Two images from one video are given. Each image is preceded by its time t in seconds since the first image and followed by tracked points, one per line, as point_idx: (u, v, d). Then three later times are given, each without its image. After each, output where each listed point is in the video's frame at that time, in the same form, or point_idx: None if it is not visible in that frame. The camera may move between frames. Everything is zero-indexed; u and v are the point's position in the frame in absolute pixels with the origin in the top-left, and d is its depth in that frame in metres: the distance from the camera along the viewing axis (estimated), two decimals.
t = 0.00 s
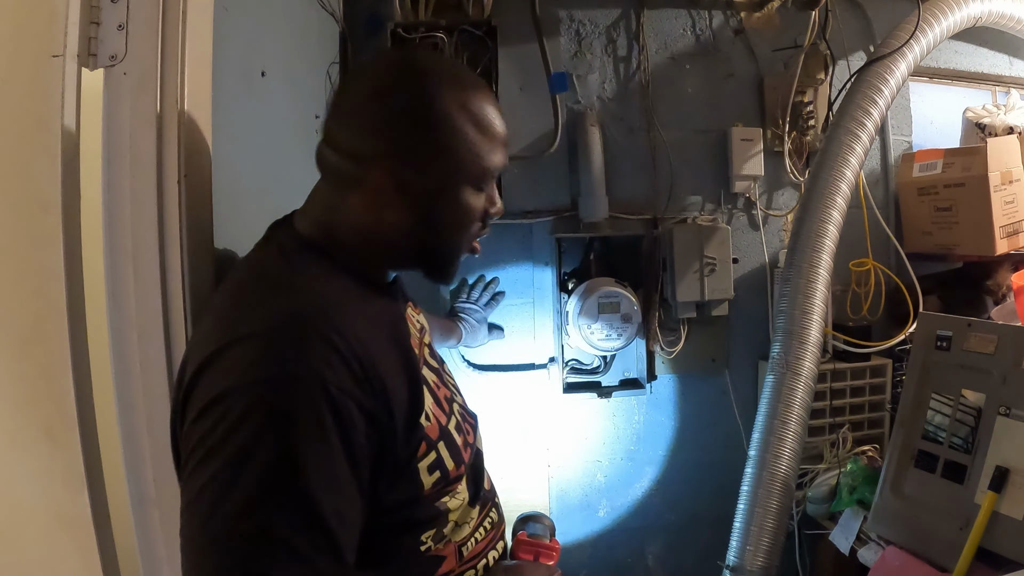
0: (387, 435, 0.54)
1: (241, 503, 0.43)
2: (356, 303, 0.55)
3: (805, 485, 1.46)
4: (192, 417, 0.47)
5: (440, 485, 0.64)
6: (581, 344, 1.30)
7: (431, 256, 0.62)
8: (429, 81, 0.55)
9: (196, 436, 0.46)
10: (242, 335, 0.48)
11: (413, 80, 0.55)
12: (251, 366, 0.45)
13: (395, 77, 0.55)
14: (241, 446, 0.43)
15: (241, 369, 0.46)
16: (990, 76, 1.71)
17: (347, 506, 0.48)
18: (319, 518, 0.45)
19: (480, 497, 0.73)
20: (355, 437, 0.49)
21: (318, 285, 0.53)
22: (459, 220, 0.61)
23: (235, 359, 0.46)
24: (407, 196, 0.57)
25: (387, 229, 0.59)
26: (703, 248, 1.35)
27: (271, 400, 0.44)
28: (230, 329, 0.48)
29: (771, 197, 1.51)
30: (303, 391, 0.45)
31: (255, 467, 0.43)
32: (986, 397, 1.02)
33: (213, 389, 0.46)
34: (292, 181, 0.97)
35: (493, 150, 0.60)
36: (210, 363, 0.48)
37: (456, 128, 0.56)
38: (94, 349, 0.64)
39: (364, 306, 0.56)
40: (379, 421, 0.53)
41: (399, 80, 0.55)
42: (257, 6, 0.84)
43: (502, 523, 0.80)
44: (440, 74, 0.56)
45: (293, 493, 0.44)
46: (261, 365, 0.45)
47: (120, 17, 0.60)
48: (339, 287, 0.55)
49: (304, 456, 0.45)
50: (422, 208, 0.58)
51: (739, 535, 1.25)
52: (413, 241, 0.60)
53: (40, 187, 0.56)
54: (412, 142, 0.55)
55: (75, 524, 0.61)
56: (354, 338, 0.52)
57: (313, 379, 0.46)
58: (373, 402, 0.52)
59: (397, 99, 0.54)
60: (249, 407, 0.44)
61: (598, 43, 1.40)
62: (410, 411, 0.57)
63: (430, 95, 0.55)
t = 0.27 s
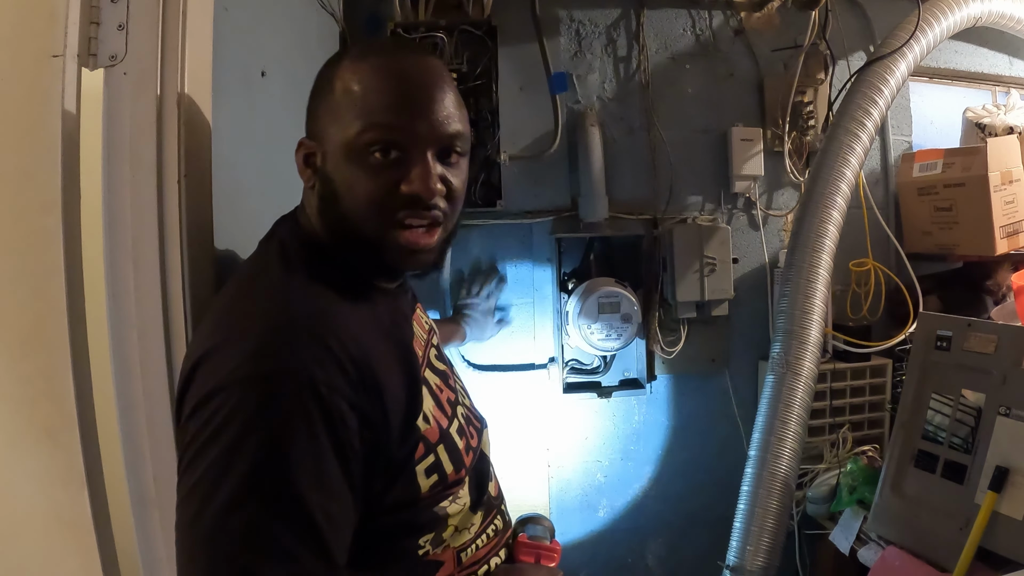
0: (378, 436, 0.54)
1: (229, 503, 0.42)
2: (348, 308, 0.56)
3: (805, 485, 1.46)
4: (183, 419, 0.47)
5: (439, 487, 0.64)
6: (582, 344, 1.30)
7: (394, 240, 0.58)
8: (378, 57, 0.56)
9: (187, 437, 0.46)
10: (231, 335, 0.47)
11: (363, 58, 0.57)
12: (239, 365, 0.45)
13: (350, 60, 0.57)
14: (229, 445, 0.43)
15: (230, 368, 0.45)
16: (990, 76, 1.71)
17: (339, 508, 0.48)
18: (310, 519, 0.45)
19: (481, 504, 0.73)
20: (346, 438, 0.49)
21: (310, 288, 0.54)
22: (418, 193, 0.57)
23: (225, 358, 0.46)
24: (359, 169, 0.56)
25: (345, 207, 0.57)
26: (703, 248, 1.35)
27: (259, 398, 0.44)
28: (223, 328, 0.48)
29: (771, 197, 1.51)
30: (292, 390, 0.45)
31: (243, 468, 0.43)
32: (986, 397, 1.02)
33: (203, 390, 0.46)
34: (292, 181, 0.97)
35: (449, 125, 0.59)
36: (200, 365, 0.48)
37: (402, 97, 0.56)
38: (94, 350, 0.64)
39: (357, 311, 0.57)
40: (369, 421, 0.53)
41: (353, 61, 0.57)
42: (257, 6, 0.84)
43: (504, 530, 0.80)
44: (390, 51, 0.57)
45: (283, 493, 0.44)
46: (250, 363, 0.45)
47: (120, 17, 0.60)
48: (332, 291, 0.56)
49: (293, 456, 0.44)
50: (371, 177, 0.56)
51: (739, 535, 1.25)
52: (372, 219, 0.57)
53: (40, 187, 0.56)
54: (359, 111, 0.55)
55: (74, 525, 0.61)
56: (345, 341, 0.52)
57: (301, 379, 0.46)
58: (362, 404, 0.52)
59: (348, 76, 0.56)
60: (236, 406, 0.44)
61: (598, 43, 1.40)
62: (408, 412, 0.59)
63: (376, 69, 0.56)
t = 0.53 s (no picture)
0: (364, 450, 0.53)
1: (207, 521, 0.42)
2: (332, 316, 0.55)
3: (805, 485, 1.46)
4: (167, 432, 0.46)
5: (429, 497, 0.63)
6: (581, 344, 1.30)
7: (395, 242, 0.58)
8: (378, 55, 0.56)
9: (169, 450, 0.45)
10: (211, 347, 0.47)
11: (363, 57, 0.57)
12: (215, 379, 0.45)
13: (350, 59, 0.57)
14: (205, 464, 0.42)
15: (206, 382, 0.45)
16: (990, 76, 1.71)
17: (325, 522, 0.47)
18: (291, 534, 0.44)
19: (475, 513, 0.73)
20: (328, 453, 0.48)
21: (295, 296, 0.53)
22: (421, 196, 0.57)
23: (203, 373, 0.46)
24: (360, 169, 0.56)
25: (343, 206, 0.57)
26: (703, 248, 1.35)
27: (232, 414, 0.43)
28: (206, 337, 0.48)
29: (771, 197, 1.51)
30: (269, 405, 0.44)
31: (219, 488, 0.42)
32: (986, 397, 1.02)
33: (183, 404, 0.45)
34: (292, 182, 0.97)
35: (452, 125, 0.59)
36: (182, 377, 0.47)
37: (404, 94, 0.56)
38: (94, 350, 0.64)
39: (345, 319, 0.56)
40: (356, 433, 0.52)
41: (353, 60, 0.57)
42: (257, 7, 0.84)
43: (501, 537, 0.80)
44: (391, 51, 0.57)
45: (261, 510, 0.43)
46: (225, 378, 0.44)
47: (120, 17, 0.60)
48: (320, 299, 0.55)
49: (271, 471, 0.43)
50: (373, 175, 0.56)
51: (739, 535, 1.25)
52: (373, 220, 0.56)
53: (40, 187, 0.56)
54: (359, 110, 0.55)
55: (74, 524, 0.61)
56: (326, 351, 0.51)
57: (277, 395, 0.45)
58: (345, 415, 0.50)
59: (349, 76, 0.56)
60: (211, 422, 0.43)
61: (598, 43, 1.40)
62: (397, 423, 0.58)
63: (377, 68, 0.56)
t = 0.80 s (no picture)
0: (360, 474, 0.53)
1: (200, 552, 0.42)
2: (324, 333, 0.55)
3: (805, 485, 1.46)
4: (159, 454, 0.46)
5: (429, 531, 0.62)
6: (582, 344, 1.30)
7: (405, 250, 0.57)
8: (384, 60, 0.56)
9: (162, 473, 0.45)
10: (205, 371, 0.47)
11: (369, 61, 0.56)
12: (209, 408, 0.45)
13: (355, 63, 0.56)
14: (198, 495, 0.42)
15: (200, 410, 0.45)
16: (990, 76, 1.71)
17: (319, 544, 0.48)
18: (285, 561, 0.45)
19: (474, 540, 0.71)
20: (322, 478, 0.48)
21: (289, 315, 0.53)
22: (431, 203, 0.57)
23: (196, 400, 0.45)
24: (365, 176, 0.55)
25: (350, 215, 0.56)
26: (703, 248, 1.35)
27: (226, 446, 0.43)
28: (200, 358, 0.48)
29: (771, 197, 1.51)
30: (262, 436, 0.44)
31: (213, 515, 0.42)
32: (986, 397, 1.02)
33: (175, 429, 0.45)
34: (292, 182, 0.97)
35: (459, 132, 0.59)
36: (173, 399, 0.47)
37: (412, 102, 0.55)
38: (94, 351, 0.64)
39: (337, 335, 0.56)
40: (349, 461, 0.52)
41: (357, 63, 0.56)
42: (258, 6, 0.84)
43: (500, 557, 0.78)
44: (397, 55, 0.56)
45: (254, 537, 0.43)
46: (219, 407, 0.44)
47: (120, 17, 0.60)
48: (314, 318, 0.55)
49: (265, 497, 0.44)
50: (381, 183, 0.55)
51: (739, 535, 1.25)
52: (381, 230, 0.56)
53: (39, 187, 0.56)
54: (366, 116, 0.54)
55: (73, 525, 0.61)
56: (322, 377, 0.51)
57: (271, 426, 0.45)
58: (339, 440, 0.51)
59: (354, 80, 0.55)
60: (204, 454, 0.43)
61: (598, 43, 1.40)
62: (395, 448, 0.58)
63: (384, 73, 0.55)
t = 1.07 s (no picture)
0: (389, 476, 0.53)
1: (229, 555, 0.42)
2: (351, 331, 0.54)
3: (805, 485, 1.46)
4: (186, 455, 0.46)
5: (452, 534, 0.63)
6: (582, 344, 1.30)
7: (429, 253, 0.57)
8: (411, 60, 0.55)
9: (190, 474, 0.45)
10: (233, 371, 0.46)
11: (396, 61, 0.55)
12: (240, 410, 0.44)
13: (382, 62, 0.55)
14: (229, 498, 0.42)
15: (231, 411, 0.44)
16: (990, 76, 1.71)
17: (345, 544, 0.48)
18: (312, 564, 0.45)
19: (493, 542, 0.72)
20: (353, 479, 0.48)
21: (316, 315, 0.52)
22: (456, 205, 0.56)
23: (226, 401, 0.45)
24: (389, 177, 0.55)
25: (374, 217, 0.56)
26: (703, 248, 1.35)
27: (259, 448, 0.43)
28: (228, 358, 0.48)
29: (771, 197, 1.51)
30: (296, 437, 0.44)
31: (244, 516, 0.42)
32: (986, 397, 1.02)
33: (204, 431, 0.45)
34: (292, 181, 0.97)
35: (488, 133, 0.58)
36: (201, 400, 0.47)
37: (439, 103, 0.54)
38: (94, 351, 0.64)
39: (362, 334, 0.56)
40: (381, 463, 0.52)
41: (384, 63, 0.55)
42: (257, 6, 0.84)
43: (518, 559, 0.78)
44: (423, 55, 0.55)
45: (286, 539, 0.43)
46: (249, 409, 0.44)
47: (120, 17, 0.60)
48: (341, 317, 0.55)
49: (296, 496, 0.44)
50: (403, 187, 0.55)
51: (738, 535, 1.25)
52: (404, 231, 0.56)
53: (39, 187, 0.56)
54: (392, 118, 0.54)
55: (74, 525, 0.61)
56: (353, 378, 0.51)
57: (306, 427, 0.45)
58: (370, 440, 0.51)
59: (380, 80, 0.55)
60: (237, 455, 0.43)
61: (598, 43, 1.40)
62: (423, 451, 0.58)
63: (410, 73, 0.54)
